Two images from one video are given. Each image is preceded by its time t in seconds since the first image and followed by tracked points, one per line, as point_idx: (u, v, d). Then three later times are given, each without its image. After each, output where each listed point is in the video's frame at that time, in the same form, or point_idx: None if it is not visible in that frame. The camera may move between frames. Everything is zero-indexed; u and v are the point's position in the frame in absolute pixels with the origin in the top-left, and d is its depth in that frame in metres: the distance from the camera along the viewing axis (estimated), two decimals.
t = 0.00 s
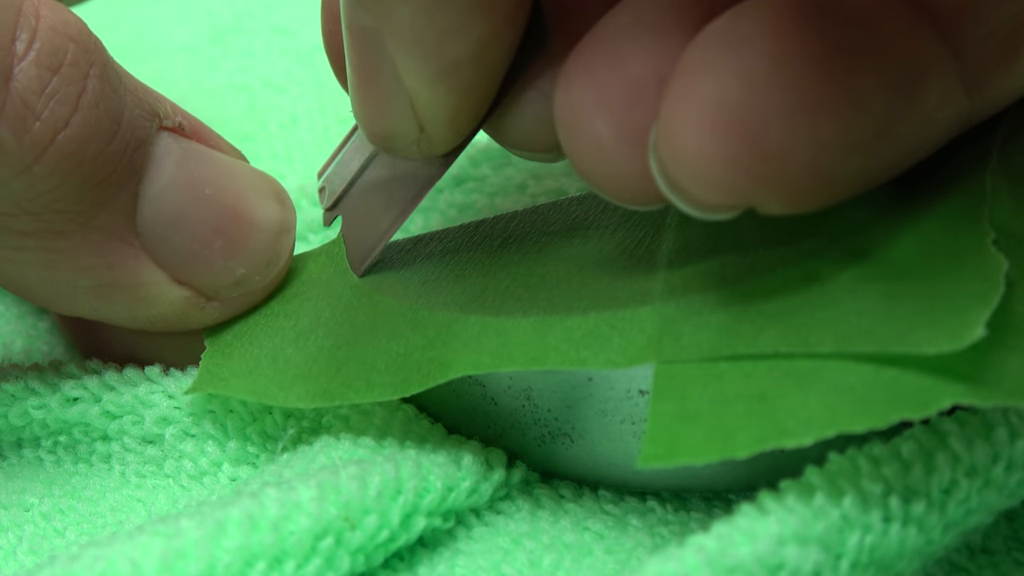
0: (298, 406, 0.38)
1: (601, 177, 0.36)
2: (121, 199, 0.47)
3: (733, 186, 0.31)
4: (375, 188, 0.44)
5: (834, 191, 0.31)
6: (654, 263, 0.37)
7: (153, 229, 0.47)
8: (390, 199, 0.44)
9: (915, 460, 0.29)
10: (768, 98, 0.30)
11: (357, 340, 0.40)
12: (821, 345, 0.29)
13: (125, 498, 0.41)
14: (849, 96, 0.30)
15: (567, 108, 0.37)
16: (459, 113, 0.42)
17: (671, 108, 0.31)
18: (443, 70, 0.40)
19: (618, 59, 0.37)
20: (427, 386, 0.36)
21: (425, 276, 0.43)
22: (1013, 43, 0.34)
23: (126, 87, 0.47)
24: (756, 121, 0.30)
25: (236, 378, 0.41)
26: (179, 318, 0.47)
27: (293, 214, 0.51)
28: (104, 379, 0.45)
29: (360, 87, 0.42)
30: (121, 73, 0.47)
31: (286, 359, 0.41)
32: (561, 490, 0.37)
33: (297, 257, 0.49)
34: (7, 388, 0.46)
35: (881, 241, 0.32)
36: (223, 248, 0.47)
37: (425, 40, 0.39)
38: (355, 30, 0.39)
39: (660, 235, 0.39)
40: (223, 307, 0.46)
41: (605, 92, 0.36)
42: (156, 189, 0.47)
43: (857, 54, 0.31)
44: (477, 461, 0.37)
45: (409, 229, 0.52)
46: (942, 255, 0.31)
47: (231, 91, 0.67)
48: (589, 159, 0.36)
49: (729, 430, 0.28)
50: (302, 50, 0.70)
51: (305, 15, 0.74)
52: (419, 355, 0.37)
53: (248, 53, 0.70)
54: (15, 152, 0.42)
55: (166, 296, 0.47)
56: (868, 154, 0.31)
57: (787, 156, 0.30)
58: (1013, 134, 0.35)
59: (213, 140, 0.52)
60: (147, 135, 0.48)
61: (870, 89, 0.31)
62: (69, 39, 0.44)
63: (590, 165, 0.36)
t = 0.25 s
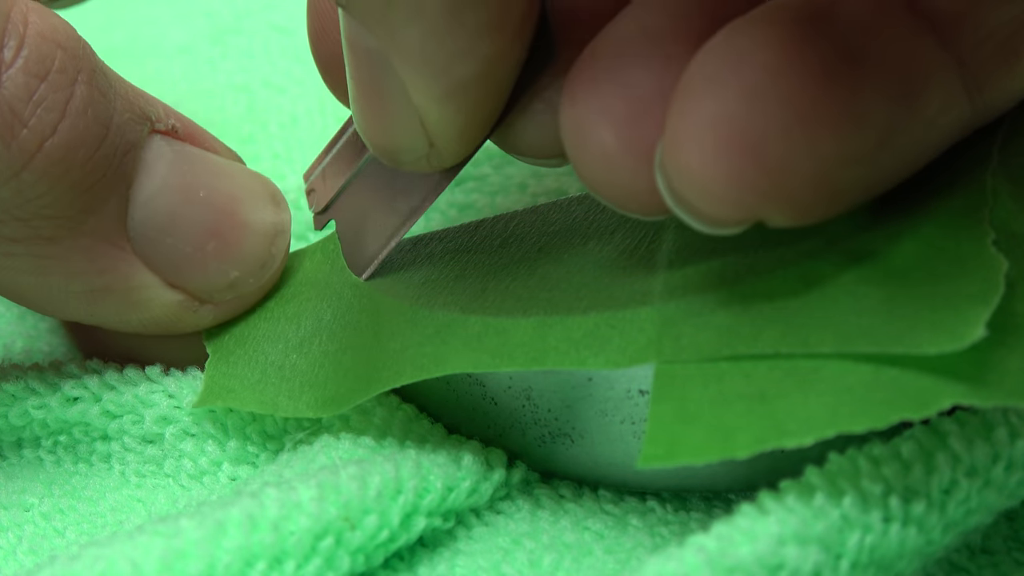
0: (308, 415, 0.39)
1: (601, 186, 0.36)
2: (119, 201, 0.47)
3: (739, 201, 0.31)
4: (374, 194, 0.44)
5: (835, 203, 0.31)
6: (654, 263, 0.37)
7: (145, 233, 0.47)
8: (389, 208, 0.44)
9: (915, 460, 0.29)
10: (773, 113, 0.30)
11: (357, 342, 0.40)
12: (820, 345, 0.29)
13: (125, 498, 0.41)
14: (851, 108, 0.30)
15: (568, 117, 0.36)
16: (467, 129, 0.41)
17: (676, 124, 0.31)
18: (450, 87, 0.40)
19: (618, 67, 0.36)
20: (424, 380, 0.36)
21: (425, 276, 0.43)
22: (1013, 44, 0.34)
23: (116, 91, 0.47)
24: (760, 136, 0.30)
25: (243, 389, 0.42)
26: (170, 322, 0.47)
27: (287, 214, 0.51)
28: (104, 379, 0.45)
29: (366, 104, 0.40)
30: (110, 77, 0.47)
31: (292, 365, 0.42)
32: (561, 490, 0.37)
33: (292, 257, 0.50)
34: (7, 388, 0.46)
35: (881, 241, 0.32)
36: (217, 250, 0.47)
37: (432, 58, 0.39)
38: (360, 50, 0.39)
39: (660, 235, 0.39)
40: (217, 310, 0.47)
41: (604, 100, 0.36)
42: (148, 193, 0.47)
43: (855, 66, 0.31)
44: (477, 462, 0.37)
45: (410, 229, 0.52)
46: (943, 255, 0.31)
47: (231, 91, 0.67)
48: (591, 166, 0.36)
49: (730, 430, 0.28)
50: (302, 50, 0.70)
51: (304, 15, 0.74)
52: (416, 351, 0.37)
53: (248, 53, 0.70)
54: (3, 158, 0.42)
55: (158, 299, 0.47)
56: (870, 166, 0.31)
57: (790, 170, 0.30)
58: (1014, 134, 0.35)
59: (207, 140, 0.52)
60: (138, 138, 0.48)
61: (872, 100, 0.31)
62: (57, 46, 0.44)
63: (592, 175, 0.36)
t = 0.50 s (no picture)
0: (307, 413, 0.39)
1: (604, 193, 0.36)
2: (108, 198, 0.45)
3: (745, 208, 0.31)
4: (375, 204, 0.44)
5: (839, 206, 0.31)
6: (654, 263, 0.37)
7: (136, 229, 0.46)
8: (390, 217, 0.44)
9: (914, 460, 0.29)
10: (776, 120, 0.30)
11: (355, 340, 0.40)
12: (820, 345, 0.29)
13: (125, 498, 0.41)
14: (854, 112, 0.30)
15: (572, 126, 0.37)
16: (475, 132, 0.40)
17: (680, 133, 0.31)
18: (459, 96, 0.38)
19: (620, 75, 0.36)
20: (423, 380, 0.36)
21: (425, 276, 0.43)
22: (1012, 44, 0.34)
23: (102, 88, 0.45)
24: (764, 143, 0.30)
25: (240, 386, 0.42)
26: (167, 317, 0.47)
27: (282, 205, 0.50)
28: (104, 379, 0.45)
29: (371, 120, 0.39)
30: (96, 74, 0.45)
31: (289, 363, 0.42)
32: (561, 490, 0.37)
33: (286, 246, 0.50)
34: (7, 388, 0.46)
35: (881, 242, 0.32)
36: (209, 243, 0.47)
37: (440, 72, 0.37)
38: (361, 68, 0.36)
39: (660, 235, 0.39)
40: (210, 305, 0.47)
41: (607, 108, 0.36)
42: (137, 191, 0.46)
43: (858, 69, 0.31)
44: (477, 461, 0.37)
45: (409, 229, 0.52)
46: (943, 255, 0.31)
47: (231, 91, 0.67)
48: (593, 173, 0.36)
49: (730, 430, 0.28)
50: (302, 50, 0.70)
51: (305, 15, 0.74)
52: (416, 351, 0.37)
53: (249, 53, 0.70)
54: None
55: (153, 296, 0.47)
56: (872, 169, 0.31)
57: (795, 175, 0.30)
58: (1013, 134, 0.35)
59: (197, 131, 0.51)
60: (126, 135, 0.46)
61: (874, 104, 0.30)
62: (40, 47, 0.42)
63: (595, 182, 0.36)
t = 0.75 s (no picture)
0: (307, 412, 0.39)
1: (609, 199, 0.36)
2: (103, 197, 0.45)
3: (754, 213, 0.31)
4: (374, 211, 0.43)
5: (847, 211, 0.31)
6: (654, 263, 0.37)
7: (129, 229, 0.46)
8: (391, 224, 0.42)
9: (915, 460, 0.29)
10: (780, 125, 0.30)
11: (354, 339, 0.40)
12: (821, 345, 0.29)
13: (125, 497, 0.41)
14: (861, 115, 0.30)
15: (576, 129, 0.36)
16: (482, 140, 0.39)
17: (687, 137, 0.31)
18: (464, 104, 0.38)
19: (625, 78, 0.36)
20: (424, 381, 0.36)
21: (426, 276, 0.43)
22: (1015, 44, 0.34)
23: (94, 87, 0.45)
24: (770, 146, 0.30)
25: (239, 386, 0.42)
26: (161, 316, 0.47)
27: (275, 201, 0.51)
28: (104, 379, 0.45)
29: (375, 132, 0.39)
30: (87, 71, 0.45)
31: (290, 363, 0.42)
32: (561, 490, 0.37)
33: (280, 244, 0.50)
34: (7, 389, 0.46)
35: (882, 243, 0.32)
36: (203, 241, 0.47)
37: (444, 81, 0.36)
38: (364, 76, 0.37)
39: (660, 235, 0.39)
40: (205, 302, 0.47)
41: (612, 113, 0.35)
42: (130, 190, 0.45)
43: (865, 72, 0.30)
44: (477, 461, 0.37)
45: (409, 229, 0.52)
46: (943, 256, 0.31)
47: (231, 91, 0.67)
48: (597, 177, 0.36)
49: (730, 430, 0.28)
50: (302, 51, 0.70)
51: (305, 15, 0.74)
52: (416, 351, 0.37)
53: (248, 53, 0.70)
54: None
55: (147, 294, 0.47)
56: (879, 173, 0.31)
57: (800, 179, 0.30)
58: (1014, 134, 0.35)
59: (191, 128, 0.50)
60: (119, 134, 0.46)
61: (882, 107, 0.30)
62: (30, 47, 0.42)
63: (598, 187, 0.36)
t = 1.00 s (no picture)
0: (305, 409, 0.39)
1: (619, 202, 0.35)
2: (102, 198, 0.45)
3: (768, 214, 0.30)
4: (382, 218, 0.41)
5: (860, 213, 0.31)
6: (654, 263, 0.37)
7: (128, 229, 0.46)
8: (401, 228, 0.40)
9: (915, 460, 0.29)
10: (793, 126, 0.30)
11: (353, 338, 0.40)
12: (821, 345, 0.29)
13: (125, 498, 0.41)
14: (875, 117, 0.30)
15: (584, 130, 0.36)
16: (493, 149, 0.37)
17: (700, 135, 0.31)
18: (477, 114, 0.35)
19: (633, 78, 0.36)
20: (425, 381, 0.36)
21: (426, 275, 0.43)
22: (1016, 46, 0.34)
23: (93, 88, 0.45)
24: (782, 147, 0.30)
25: (238, 385, 0.41)
26: (159, 316, 0.47)
27: (275, 202, 0.50)
28: (104, 379, 0.45)
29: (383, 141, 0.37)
30: (86, 73, 0.45)
31: (288, 359, 0.41)
32: (561, 490, 0.37)
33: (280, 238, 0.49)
34: (7, 389, 0.46)
35: (882, 242, 0.32)
36: (202, 242, 0.46)
37: (456, 89, 0.34)
38: (372, 84, 0.35)
39: (660, 235, 0.39)
40: (204, 302, 0.46)
41: (621, 113, 0.35)
42: (129, 190, 0.45)
43: (879, 73, 0.30)
44: (477, 461, 0.37)
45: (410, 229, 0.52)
46: (943, 257, 0.31)
47: (231, 92, 0.67)
48: (607, 179, 0.35)
49: (730, 430, 0.28)
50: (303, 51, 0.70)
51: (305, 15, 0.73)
52: (417, 351, 0.37)
53: (249, 53, 0.70)
54: None
55: (146, 295, 0.47)
56: (891, 175, 0.30)
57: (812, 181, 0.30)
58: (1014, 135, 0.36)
59: (189, 129, 0.50)
60: (118, 135, 0.46)
61: (895, 109, 0.30)
62: (29, 49, 0.42)
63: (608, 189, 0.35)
